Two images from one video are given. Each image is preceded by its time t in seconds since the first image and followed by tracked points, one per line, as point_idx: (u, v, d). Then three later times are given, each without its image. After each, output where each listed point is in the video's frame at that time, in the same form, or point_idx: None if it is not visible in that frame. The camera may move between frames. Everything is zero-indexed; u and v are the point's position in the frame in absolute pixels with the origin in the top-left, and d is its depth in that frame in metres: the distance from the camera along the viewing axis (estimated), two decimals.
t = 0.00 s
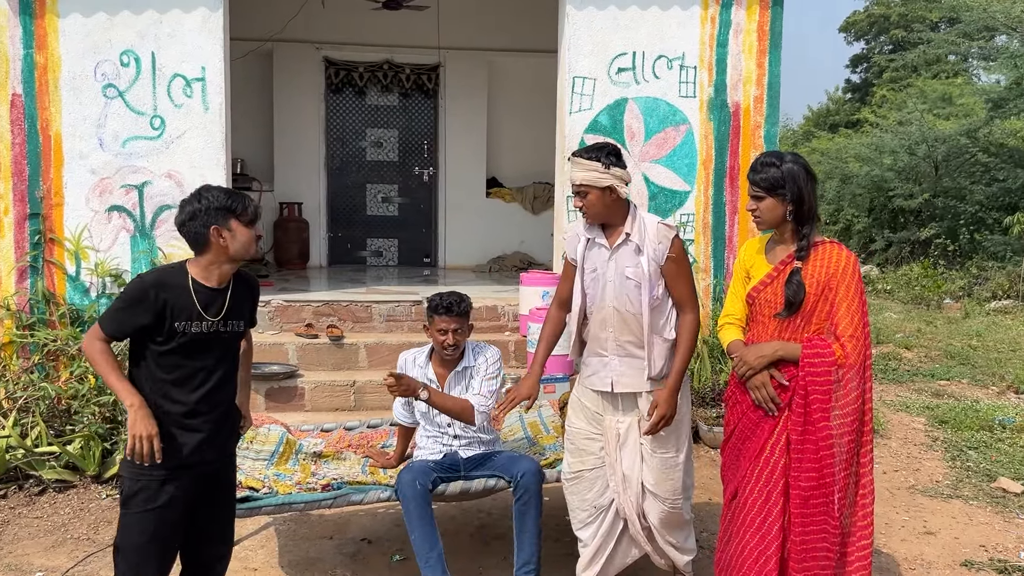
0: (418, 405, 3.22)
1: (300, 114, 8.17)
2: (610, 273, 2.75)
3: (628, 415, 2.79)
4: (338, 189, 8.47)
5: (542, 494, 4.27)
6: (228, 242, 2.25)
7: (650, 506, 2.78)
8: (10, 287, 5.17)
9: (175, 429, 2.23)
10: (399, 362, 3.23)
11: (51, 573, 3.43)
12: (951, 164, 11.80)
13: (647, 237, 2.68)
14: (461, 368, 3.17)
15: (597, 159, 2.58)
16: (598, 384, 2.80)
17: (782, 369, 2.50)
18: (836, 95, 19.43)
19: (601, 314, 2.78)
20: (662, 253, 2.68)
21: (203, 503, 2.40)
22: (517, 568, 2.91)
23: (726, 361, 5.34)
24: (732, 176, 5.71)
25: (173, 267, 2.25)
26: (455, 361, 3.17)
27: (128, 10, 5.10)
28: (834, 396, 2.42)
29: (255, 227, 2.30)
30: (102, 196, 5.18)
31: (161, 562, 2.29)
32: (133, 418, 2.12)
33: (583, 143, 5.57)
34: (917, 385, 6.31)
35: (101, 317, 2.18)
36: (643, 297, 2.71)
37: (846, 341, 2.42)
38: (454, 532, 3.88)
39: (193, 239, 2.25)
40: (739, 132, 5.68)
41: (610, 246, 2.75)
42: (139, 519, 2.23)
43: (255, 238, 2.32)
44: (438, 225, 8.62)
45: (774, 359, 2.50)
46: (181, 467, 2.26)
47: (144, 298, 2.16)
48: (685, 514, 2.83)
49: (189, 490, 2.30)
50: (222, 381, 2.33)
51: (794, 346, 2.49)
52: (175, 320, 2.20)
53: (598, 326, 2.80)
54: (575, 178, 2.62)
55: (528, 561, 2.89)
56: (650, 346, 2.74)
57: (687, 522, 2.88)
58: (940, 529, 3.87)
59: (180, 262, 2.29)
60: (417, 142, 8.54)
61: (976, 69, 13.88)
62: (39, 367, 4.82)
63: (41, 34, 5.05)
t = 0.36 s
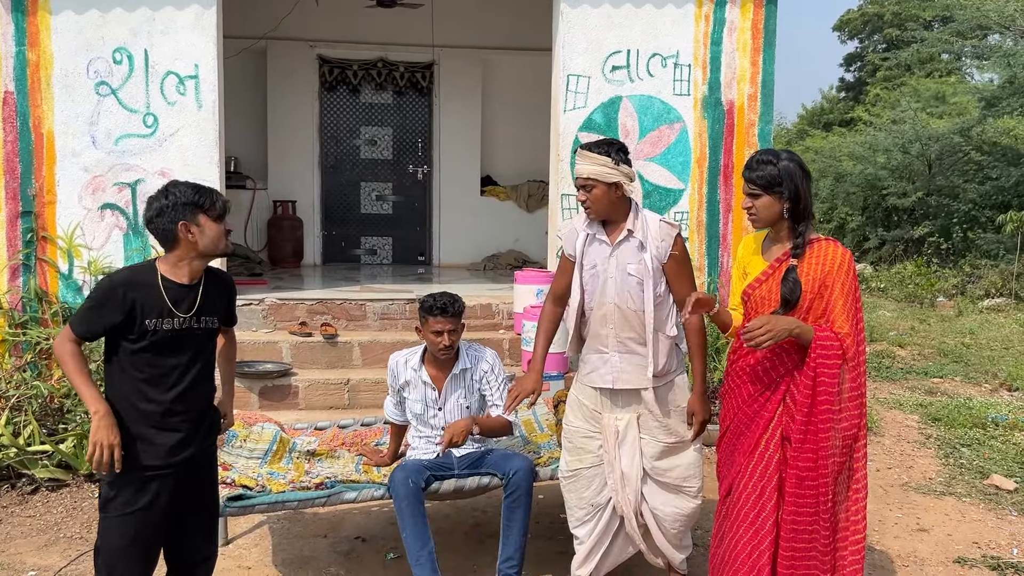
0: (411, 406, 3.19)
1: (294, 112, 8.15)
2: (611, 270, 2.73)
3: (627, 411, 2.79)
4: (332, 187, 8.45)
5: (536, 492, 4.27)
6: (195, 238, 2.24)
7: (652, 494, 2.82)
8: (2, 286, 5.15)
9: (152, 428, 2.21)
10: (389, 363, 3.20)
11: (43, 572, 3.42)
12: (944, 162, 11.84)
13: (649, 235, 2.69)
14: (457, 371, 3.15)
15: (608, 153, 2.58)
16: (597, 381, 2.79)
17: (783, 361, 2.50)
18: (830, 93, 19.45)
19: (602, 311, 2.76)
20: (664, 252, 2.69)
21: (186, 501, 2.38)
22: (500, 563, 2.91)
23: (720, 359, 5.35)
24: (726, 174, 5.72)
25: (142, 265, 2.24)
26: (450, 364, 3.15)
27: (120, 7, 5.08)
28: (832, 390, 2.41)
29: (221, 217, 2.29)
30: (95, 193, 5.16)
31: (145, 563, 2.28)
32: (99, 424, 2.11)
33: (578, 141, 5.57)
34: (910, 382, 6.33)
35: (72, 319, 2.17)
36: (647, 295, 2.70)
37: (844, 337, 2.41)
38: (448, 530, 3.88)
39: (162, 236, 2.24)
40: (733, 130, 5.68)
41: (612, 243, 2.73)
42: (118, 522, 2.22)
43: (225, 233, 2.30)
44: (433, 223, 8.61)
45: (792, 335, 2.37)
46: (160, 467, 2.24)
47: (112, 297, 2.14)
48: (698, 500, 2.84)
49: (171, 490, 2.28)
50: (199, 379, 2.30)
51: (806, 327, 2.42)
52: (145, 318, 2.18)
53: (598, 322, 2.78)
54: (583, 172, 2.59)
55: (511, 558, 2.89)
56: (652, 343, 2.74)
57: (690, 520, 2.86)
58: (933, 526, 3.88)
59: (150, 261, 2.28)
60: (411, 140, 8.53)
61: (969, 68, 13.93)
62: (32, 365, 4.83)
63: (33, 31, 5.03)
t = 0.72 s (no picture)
0: (413, 405, 3.18)
1: (289, 110, 8.14)
2: (605, 265, 2.72)
3: (615, 410, 2.80)
4: (328, 186, 8.44)
5: (531, 490, 4.28)
6: (157, 236, 2.20)
7: (638, 495, 2.82)
8: None
9: (128, 429, 2.20)
10: (390, 361, 3.18)
11: (37, 572, 3.40)
12: (939, 161, 11.87)
13: (644, 232, 2.69)
14: (463, 371, 3.17)
15: (622, 151, 2.57)
16: (589, 379, 2.78)
17: (780, 353, 2.48)
18: (826, 92, 19.45)
19: (593, 307, 2.75)
20: (659, 249, 2.68)
21: (168, 500, 2.38)
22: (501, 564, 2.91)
23: (715, 357, 5.36)
24: (721, 172, 5.72)
25: (108, 267, 2.22)
26: (455, 365, 3.16)
27: (114, 5, 5.06)
28: (828, 388, 2.42)
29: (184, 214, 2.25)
30: (89, 191, 5.14)
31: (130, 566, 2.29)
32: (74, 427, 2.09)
33: (573, 140, 5.56)
34: (905, 380, 6.34)
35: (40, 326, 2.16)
36: (641, 294, 2.70)
37: (840, 336, 2.42)
38: (443, 529, 3.88)
39: (123, 236, 2.21)
40: (728, 129, 5.68)
41: (606, 240, 2.72)
42: (100, 528, 2.22)
43: (189, 229, 2.26)
44: (428, 221, 8.60)
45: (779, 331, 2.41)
46: (140, 469, 2.23)
47: (79, 300, 2.13)
48: (678, 503, 2.85)
49: (151, 492, 2.28)
50: (173, 380, 2.29)
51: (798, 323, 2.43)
52: (115, 320, 2.17)
53: (589, 318, 2.76)
54: (594, 163, 2.55)
55: (512, 557, 2.90)
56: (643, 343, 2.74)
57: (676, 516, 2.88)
58: (927, 524, 3.89)
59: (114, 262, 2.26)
60: (406, 139, 8.52)
61: (964, 67, 13.96)
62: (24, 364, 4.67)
63: (26, 29, 5.02)
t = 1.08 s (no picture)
0: (410, 404, 3.18)
1: (285, 108, 8.12)
2: (595, 265, 2.71)
3: (608, 409, 2.80)
4: (324, 184, 8.43)
5: (527, 489, 4.28)
6: (141, 236, 2.19)
7: (633, 492, 2.82)
8: None
9: (111, 430, 2.19)
10: (388, 359, 3.18)
11: (31, 571, 3.39)
12: (935, 159, 11.88)
13: (634, 232, 2.71)
14: (459, 369, 3.17)
15: (609, 153, 2.56)
16: (583, 380, 2.76)
17: (786, 351, 2.47)
18: (822, 91, 19.44)
19: (586, 308, 2.73)
20: (648, 247, 2.72)
21: (155, 501, 2.37)
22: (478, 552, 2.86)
23: (711, 356, 5.39)
24: (718, 171, 5.73)
25: (91, 265, 2.20)
26: (453, 363, 3.17)
27: (108, 2, 5.05)
28: (835, 387, 2.41)
29: (170, 213, 2.24)
30: (84, 189, 5.13)
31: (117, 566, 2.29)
32: (55, 430, 2.07)
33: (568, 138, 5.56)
34: (901, 378, 6.35)
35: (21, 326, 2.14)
36: (632, 293, 2.71)
37: (849, 334, 2.42)
38: (438, 528, 3.87)
39: (108, 235, 2.20)
40: (725, 127, 5.68)
41: (595, 240, 2.72)
42: (86, 528, 2.22)
43: (174, 229, 2.25)
44: (424, 220, 8.60)
45: (784, 332, 2.43)
46: (125, 470, 2.22)
47: (62, 298, 2.11)
48: (674, 496, 2.85)
49: (137, 493, 2.28)
50: (156, 380, 2.29)
51: (804, 323, 2.44)
52: (98, 319, 2.16)
53: (582, 319, 2.74)
54: (582, 168, 2.53)
55: (490, 537, 2.86)
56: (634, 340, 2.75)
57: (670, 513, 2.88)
58: (922, 521, 3.89)
59: (97, 260, 2.25)
60: (402, 137, 8.51)
61: (960, 66, 13.97)
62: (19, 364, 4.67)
63: (21, 27, 5.00)
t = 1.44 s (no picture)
0: (406, 403, 3.18)
1: (282, 106, 8.12)
2: (599, 263, 2.73)
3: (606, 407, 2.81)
4: (321, 182, 8.43)
5: (523, 487, 4.28)
6: (135, 237, 2.18)
7: (631, 492, 2.83)
8: None
9: (110, 428, 2.19)
10: (385, 358, 3.18)
11: (27, 569, 3.39)
12: (931, 158, 11.89)
13: (637, 229, 2.73)
14: (450, 369, 3.17)
15: (616, 149, 2.57)
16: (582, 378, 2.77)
17: (790, 352, 2.47)
18: (819, 89, 19.46)
19: (585, 307, 2.75)
20: (648, 245, 2.74)
21: (153, 500, 2.38)
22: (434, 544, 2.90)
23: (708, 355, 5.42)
24: (714, 169, 5.73)
25: (86, 264, 2.21)
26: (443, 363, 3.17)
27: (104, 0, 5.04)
28: (840, 388, 2.41)
29: (166, 214, 2.24)
30: (80, 188, 5.13)
31: (116, 564, 2.30)
32: (52, 429, 2.07)
33: (565, 136, 5.56)
34: (897, 377, 6.36)
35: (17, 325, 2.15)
36: (629, 292, 2.73)
37: (852, 333, 2.40)
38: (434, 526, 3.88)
39: (101, 234, 2.20)
40: (721, 125, 5.69)
41: (598, 238, 2.74)
42: (84, 527, 2.22)
43: (168, 229, 2.24)
44: (421, 219, 8.60)
45: (785, 334, 2.44)
46: (123, 468, 2.22)
47: (56, 297, 2.11)
48: (669, 496, 2.87)
49: (135, 492, 2.28)
50: (153, 377, 2.28)
51: (805, 324, 2.45)
52: (94, 317, 2.16)
53: (582, 318, 2.76)
54: (589, 164, 2.53)
55: (449, 538, 2.88)
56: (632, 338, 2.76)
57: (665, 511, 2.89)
58: (918, 519, 3.90)
59: (92, 259, 2.25)
60: (399, 135, 8.50)
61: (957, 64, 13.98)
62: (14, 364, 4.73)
63: (17, 25, 4.99)
